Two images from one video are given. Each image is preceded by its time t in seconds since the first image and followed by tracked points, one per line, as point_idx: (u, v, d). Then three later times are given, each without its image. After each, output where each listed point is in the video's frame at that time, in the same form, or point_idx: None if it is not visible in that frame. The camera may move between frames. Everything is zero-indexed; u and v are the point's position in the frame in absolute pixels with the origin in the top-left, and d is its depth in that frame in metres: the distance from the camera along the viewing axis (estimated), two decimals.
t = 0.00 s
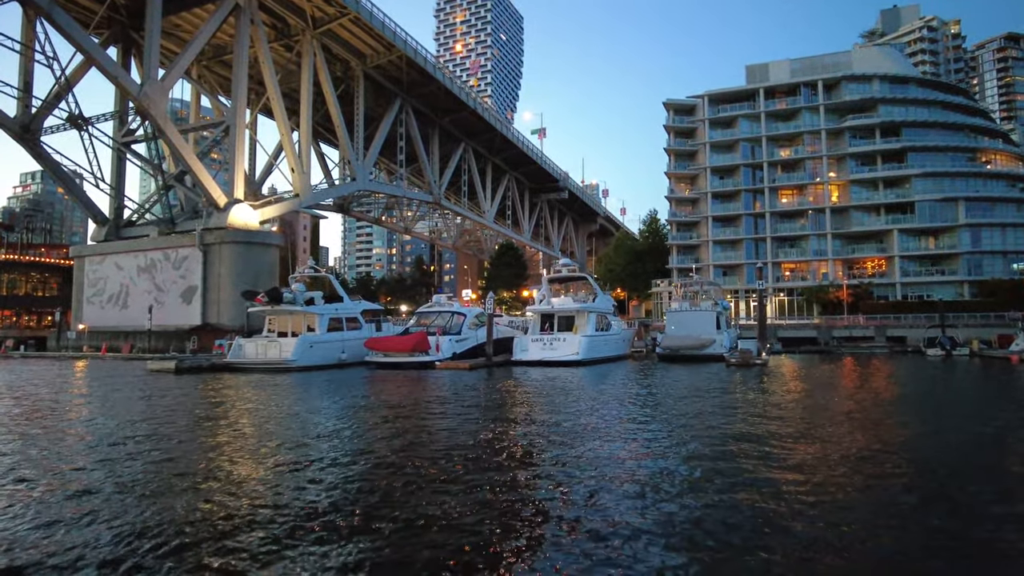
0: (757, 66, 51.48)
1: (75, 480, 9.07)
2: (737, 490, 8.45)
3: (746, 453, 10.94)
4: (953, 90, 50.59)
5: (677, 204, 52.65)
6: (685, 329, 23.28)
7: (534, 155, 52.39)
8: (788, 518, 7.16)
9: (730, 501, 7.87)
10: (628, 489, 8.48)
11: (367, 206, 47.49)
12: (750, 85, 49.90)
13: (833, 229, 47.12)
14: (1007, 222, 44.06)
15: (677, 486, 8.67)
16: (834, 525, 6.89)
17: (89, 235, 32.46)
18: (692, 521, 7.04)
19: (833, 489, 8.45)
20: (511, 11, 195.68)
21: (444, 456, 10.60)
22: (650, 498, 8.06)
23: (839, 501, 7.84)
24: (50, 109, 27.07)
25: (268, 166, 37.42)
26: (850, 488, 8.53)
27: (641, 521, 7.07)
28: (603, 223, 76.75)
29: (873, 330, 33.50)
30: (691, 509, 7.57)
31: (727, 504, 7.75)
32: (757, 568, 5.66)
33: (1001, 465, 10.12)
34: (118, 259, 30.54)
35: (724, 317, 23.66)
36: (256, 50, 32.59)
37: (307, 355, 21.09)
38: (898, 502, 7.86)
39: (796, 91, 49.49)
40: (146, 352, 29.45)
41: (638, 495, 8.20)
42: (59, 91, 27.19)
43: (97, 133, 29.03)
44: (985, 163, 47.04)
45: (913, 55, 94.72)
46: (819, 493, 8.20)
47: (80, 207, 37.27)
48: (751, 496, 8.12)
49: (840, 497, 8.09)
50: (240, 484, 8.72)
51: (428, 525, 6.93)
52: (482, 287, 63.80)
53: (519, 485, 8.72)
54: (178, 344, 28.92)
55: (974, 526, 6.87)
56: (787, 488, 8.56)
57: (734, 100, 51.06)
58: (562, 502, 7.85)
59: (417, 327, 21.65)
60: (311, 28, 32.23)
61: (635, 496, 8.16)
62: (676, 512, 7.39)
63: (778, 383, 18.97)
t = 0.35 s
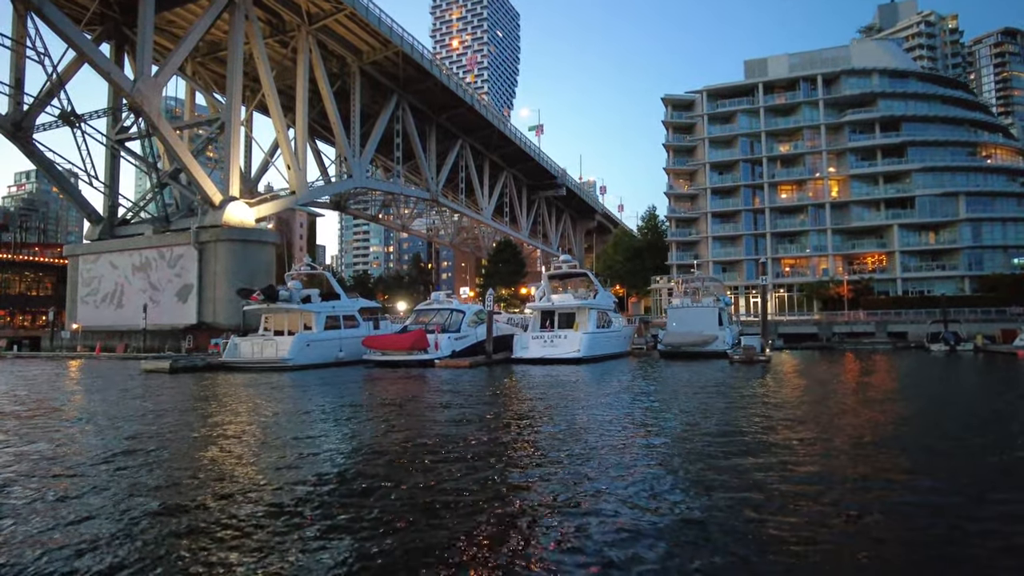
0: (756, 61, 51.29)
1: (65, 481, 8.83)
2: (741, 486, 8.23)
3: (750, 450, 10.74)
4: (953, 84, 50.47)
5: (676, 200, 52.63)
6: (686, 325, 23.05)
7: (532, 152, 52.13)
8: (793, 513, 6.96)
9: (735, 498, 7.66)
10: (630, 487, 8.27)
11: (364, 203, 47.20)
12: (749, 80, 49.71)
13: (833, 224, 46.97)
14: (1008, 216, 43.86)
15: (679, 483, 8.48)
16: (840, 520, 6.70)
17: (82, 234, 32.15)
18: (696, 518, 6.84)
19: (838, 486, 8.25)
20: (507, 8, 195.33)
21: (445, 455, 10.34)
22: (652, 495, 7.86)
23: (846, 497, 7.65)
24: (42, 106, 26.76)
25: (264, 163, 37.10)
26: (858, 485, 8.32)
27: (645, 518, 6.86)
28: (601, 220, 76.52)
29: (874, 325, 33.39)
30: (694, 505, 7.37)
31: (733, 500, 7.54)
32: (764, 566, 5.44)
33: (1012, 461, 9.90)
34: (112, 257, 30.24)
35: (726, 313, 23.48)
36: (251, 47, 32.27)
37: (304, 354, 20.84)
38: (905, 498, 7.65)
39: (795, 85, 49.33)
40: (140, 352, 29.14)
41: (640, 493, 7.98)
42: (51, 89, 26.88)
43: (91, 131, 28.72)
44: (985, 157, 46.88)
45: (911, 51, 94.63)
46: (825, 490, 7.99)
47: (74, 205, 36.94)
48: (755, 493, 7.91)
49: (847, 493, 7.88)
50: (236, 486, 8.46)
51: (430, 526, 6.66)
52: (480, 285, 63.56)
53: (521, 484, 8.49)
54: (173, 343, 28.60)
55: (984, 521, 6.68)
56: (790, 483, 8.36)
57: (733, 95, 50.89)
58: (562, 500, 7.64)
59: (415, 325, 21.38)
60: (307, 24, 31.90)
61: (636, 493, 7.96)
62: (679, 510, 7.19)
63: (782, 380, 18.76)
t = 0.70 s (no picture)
0: (760, 57, 50.99)
1: (59, 480, 8.60)
2: (753, 487, 8.03)
3: (760, 450, 10.53)
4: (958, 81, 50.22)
5: (679, 197, 52.50)
6: (692, 323, 22.84)
7: (534, 149, 51.86)
8: (807, 515, 6.74)
9: (746, 498, 7.44)
10: (637, 487, 8.06)
11: (365, 200, 46.97)
12: (753, 76, 49.40)
13: (837, 222, 46.79)
14: (1014, 214, 43.62)
15: (687, 483, 8.27)
16: (856, 522, 6.50)
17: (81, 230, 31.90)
18: (707, 519, 6.63)
19: (851, 486, 8.04)
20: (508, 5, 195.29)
21: (448, 455, 10.11)
22: (660, 496, 7.65)
23: (860, 498, 7.44)
24: (40, 101, 26.48)
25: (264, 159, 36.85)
26: (873, 485, 8.11)
27: (655, 519, 6.64)
28: (603, 218, 76.29)
29: (879, 324, 33.24)
30: (705, 506, 7.16)
31: (744, 501, 7.33)
32: (781, 569, 5.24)
33: None
34: (111, 254, 30.02)
35: (732, 311, 23.24)
36: (252, 41, 31.96)
37: (305, 351, 20.62)
38: (921, 498, 7.44)
39: (799, 82, 49.09)
40: (139, 349, 28.92)
41: (647, 493, 7.77)
42: (49, 83, 26.60)
43: (90, 126, 28.45)
44: (990, 154, 46.61)
45: (915, 48, 94.36)
46: (838, 490, 7.78)
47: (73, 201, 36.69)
48: (766, 493, 7.70)
49: (860, 493, 7.67)
50: (236, 485, 8.22)
51: (435, 527, 6.44)
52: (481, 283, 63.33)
53: (527, 485, 8.26)
54: (172, 341, 28.37)
55: (1003, 523, 6.48)
56: (801, 484, 8.15)
57: (737, 92, 50.66)
58: (569, 500, 7.43)
59: (418, 322, 21.13)
60: (307, 19, 31.61)
61: (644, 494, 7.75)
62: (689, 511, 6.97)
63: (789, 379, 18.54)
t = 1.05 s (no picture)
0: (771, 54, 50.52)
1: (63, 479, 8.48)
2: (772, 487, 7.81)
3: (775, 449, 10.30)
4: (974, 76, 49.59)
5: (689, 194, 52.11)
6: (705, 322, 22.55)
7: (542, 146, 51.59)
8: (827, 516, 6.52)
9: (761, 498, 7.22)
10: (649, 486, 7.85)
11: (373, 198, 46.86)
12: (764, 73, 48.96)
13: (850, 220, 46.30)
14: None
15: (703, 483, 8.06)
16: (877, 523, 6.27)
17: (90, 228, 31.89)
18: (723, 520, 6.42)
19: (873, 487, 7.79)
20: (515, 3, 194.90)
21: (458, 455, 9.92)
22: (673, 494, 7.45)
23: (883, 499, 7.21)
24: (49, 98, 26.46)
25: (272, 157, 36.78)
26: (895, 486, 7.86)
27: (668, 520, 6.45)
28: (611, 216, 75.94)
29: (893, 323, 32.82)
30: (719, 506, 6.95)
31: (759, 500, 7.11)
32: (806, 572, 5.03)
33: None
34: (120, 252, 30.00)
35: (745, 310, 22.94)
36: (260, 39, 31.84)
37: (313, 350, 20.46)
38: (947, 500, 7.17)
39: (811, 79, 48.61)
40: (148, 347, 28.87)
41: (659, 492, 7.59)
42: (58, 81, 26.57)
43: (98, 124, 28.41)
44: (1007, 151, 45.96)
45: (927, 44, 93.33)
46: (858, 491, 7.53)
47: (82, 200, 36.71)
48: (782, 492, 7.48)
49: (883, 494, 7.44)
50: (241, 485, 8.04)
51: (443, 528, 6.24)
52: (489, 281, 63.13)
53: (536, 484, 8.04)
54: (180, 339, 28.31)
55: None
56: (819, 484, 7.91)
57: (748, 89, 50.22)
58: (580, 500, 7.23)
59: (427, 321, 20.92)
60: (315, 16, 31.44)
61: (657, 492, 7.55)
62: (704, 510, 6.77)
63: (804, 379, 18.24)
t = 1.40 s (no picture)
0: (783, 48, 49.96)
1: (63, 478, 8.30)
2: (790, 487, 7.56)
3: (793, 450, 10.01)
4: (990, 69, 48.86)
5: (700, 191, 51.65)
6: (719, 319, 22.24)
7: (551, 143, 51.28)
8: (852, 519, 6.23)
9: (780, 500, 6.95)
10: (663, 487, 7.59)
11: (381, 197, 46.73)
12: (776, 68, 48.47)
13: (864, 216, 45.72)
14: None
15: (718, 483, 7.82)
16: (903, 528, 5.97)
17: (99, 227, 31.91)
18: (742, 524, 6.15)
19: (896, 488, 7.51)
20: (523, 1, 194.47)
21: (466, 456, 9.64)
22: (688, 496, 7.19)
23: (907, 500, 6.95)
24: (57, 98, 26.44)
25: (280, 156, 36.69)
26: (920, 487, 7.56)
27: (683, 523, 6.18)
28: (620, 214, 75.53)
29: (909, 321, 32.30)
30: (736, 508, 6.68)
31: (776, 501, 6.87)
32: None
33: None
34: (128, 251, 29.99)
35: (760, 307, 22.61)
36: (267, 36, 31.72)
37: (321, 349, 20.29)
38: (973, 501, 6.91)
39: (824, 73, 48.05)
40: (156, 347, 28.84)
41: (673, 493, 7.33)
42: (66, 80, 26.53)
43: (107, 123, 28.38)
44: None
45: (941, 37, 92.07)
46: (880, 492, 7.27)
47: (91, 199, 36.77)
48: (802, 494, 7.20)
49: (906, 495, 7.18)
50: (246, 482, 7.92)
51: (451, 530, 5.97)
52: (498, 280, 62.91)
53: (547, 485, 7.77)
54: (188, 338, 28.25)
55: None
56: (841, 485, 7.62)
57: (760, 83, 49.72)
58: (592, 501, 6.97)
59: (435, 320, 20.69)
60: (323, 13, 31.27)
61: (671, 493, 7.29)
62: (721, 513, 6.50)
63: (822, 377, 17.90)
